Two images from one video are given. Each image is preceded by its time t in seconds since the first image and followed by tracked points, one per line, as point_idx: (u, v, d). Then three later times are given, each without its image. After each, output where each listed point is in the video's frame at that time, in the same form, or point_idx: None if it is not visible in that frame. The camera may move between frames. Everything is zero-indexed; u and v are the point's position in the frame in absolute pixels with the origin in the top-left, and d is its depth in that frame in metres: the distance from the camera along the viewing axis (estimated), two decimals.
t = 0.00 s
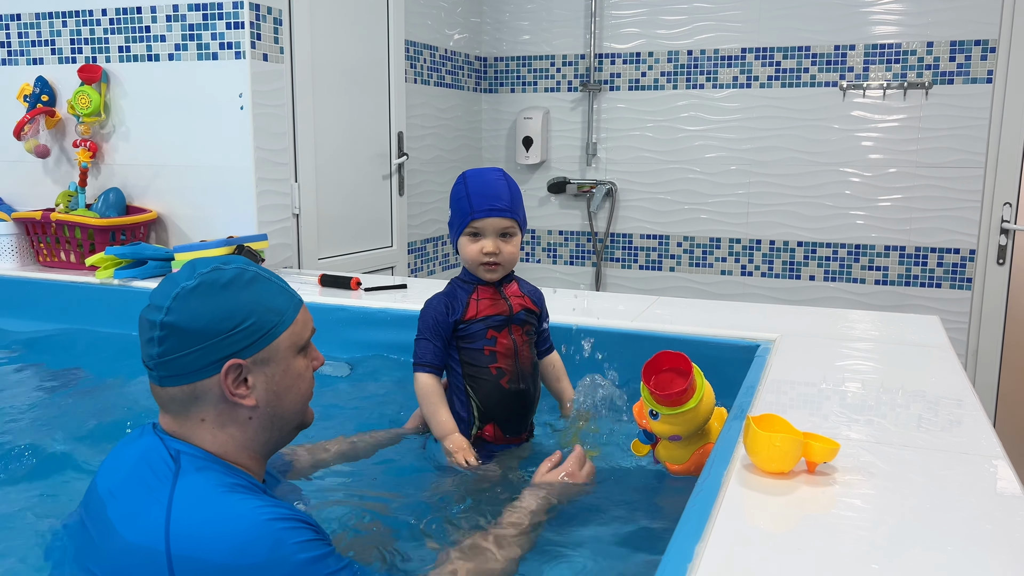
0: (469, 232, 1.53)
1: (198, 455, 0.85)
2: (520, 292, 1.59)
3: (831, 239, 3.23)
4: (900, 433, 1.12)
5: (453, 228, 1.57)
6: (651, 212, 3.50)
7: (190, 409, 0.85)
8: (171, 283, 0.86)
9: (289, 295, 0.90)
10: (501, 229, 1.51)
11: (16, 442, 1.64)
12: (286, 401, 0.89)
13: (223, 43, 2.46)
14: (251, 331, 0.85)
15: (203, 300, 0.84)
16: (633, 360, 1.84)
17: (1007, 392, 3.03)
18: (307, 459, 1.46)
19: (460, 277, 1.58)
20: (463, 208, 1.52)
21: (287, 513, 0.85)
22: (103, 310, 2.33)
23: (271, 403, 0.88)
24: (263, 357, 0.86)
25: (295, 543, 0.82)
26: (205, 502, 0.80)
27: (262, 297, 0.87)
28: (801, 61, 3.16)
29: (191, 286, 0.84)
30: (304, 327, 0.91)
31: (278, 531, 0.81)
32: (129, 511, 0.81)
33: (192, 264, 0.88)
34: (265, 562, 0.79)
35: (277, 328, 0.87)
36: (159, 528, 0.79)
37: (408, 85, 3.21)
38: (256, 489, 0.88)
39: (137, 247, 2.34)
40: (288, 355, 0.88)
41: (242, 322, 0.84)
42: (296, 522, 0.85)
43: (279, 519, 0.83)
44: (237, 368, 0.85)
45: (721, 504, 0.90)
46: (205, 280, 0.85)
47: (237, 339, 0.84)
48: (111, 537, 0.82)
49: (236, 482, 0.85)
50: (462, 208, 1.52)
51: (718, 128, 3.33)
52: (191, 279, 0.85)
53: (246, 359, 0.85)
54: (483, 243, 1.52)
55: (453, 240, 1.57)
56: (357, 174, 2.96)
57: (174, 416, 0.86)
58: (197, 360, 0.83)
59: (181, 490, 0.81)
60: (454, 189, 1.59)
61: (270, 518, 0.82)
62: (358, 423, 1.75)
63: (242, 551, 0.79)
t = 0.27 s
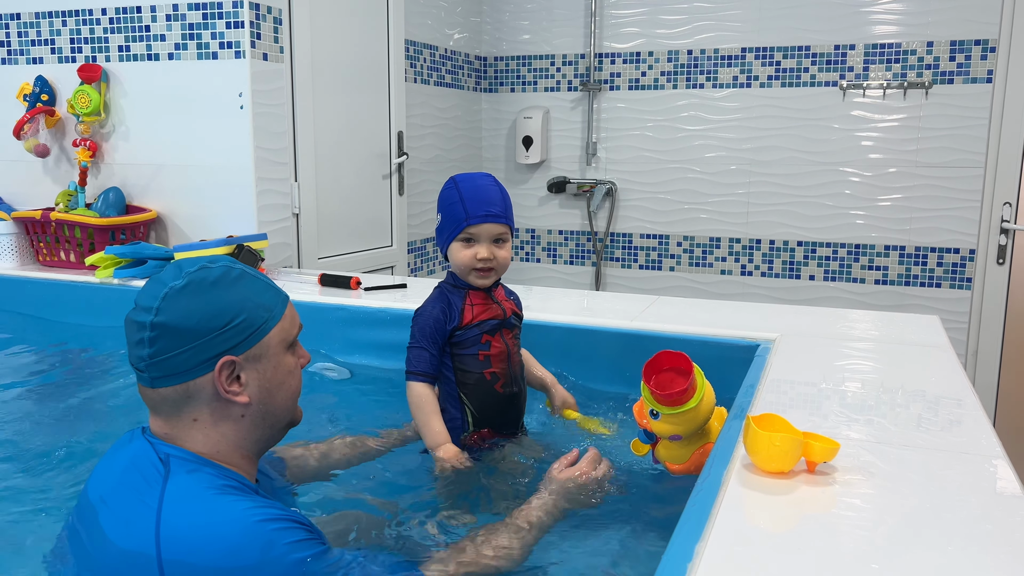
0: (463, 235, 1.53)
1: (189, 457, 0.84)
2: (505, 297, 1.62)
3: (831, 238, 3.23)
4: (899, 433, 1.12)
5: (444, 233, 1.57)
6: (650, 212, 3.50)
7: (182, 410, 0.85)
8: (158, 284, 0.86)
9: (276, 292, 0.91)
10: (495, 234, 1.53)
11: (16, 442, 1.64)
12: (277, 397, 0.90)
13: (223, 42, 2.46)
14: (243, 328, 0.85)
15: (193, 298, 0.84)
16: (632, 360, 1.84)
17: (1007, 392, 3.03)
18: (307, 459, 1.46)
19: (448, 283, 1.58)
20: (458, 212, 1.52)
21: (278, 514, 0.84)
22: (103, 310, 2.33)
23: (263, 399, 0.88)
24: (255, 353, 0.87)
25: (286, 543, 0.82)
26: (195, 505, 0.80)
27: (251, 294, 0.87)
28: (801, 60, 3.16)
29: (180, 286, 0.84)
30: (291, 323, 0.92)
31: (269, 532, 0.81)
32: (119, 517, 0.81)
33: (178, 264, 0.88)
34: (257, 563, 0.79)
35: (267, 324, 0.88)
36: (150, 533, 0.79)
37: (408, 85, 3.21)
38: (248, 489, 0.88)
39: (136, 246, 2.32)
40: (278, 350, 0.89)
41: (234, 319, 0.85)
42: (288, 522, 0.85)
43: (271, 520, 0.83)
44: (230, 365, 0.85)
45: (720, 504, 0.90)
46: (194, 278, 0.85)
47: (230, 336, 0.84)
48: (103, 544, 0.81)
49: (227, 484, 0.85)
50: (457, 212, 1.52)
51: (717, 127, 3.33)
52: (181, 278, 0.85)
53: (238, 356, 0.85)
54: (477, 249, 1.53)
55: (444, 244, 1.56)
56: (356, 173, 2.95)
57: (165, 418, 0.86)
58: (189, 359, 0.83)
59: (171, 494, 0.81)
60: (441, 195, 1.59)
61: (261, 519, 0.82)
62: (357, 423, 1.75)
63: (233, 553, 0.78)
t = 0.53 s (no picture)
0: (483, 238, 1.51)
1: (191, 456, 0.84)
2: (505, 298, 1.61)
3: (831, 238, 3.23)
4: (899, 432, 1.12)
5: (455, 233, 1.53)
6: (650, 212, 3.50)
7: (183, 409, 0.85)
8: (154, 284, 0.85)
9: (274, 289, 0.90)
10: (512, 238, 1.53)
11: (16, 441, 1.64)
12: (278, 395, 0.90)
13: (223, 42, 2.46)
14: (241, 327, 0.85)
15: (191, 298, 0.84)
16: (632, 360, 1.84)
17: (1007, 392, 3.03)
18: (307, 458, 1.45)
19: (446, 285, 1.57)
20: (482, 214, 1.50)
21: (280, 513, 0.84)
22: (103, 310, 2.33)
23: (263, 398, 0.88)
24: (254, 352, 0.87)
25: (287, 542, 0.81)
26: (196, 504, 0.80)
27: (248, 292, 0.87)
28: (801, 60, 3.16)
29: (177, 286, 0.84)
30: (290, 321, 0.92)
31: (270, 531, 0.80)
32: (122, 516, 0.81)
33: (174, 264, 0.87)
34: (257, 562, 0.78)
35: (266, 322, 0.87)
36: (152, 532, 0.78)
37: (408, 84, 3.21)
38: (249, 488, 0.87)
39: (137, 246, 2.32)
40: (278, 348, 0.89)
41: (232, 318, 0.84)
42: (290, 522, 0.84)
43: (272, 519, 0.82)
44: (230, 364, 0.85)
45: (720, 503, 0.90)
46: (190, 278, 0.85)
47: (228, 335, 0.84)
48: (106, 543, 0.81)
49: (229, 483, 0.84)
50: (480, 213, 1.50)
51: (717, 127, 3.33)
52: (177, 278, 0.85)
53: (237, 355, 0.85)
54: (496, 251, 1.52)
55: (459, 245, 1.53)
56: (356, 173, 2.95)
57: (166, 418, 0.86)
58: (189, 359, 0.83)
59: (172, 493, 0.81)
60: (453, 193, 1.55)
61: (262, 518, 0.81)
62: (357, 422, 1.75)
63: (234, 552, 0.78)
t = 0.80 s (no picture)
0: (511, 242, 1.49)
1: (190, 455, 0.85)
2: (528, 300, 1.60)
3: (830, 238, 3.23)
4: (898, 432, 1.12)
5: (483, 237, 1.52)
6: (650, 212, 3.50)
7: (178, 408, 0.85)
8: (157, 284, 0.86)
9: (275, 292, 0.89)
10: (540, 239, 1.52)
11: (16, 441, 1.64)
12: (273, 400, 0.88)
13: (223, 41, 2.46)
14: (235, 328, 0.84)
15: (186, 298, 0.84)
16: (632, 360, 1.83)
17: (1006, 391, 3.04)
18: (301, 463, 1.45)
19: (470, 284, 1.56)
20: (510, 218, 1.48)
21: (281, 519, 0.83)
22: (102, 309, 2.33)
23: (257, 401, 0.87)
24: (247, 355, 0.85)
25: (286, 547, 0.80)
26: (197, 505, 0.79)
27: (246, 293, 0.86)
28: (801, 60, 3.16)
29: (174, 286, 0.85)
30: (291, 325, 0.90)
31: (269, 535, 0.79)
32: (123, 516, 0.81)
33: (177, 264, 0.88)
34: (254, 567, 0.77)
35: (261, 326, 0.86)
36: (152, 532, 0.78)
37: (408, 84, 3.21)
38: (252, 489, 0.87)
39: (135, 246, 2.32)
40: (274, 353, 0.87)
41: (226, 319, 0.84)
42: (291, 528, 0.84)
43: (272, 524, 0.81)
44: (221, 365, 0.84)
45: (720, 503, 0.90)
46: (188, 278, 0.85)
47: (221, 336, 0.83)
48: (106, 542, 0.81)
49: (231, 485, 0.84)
50: (508, 216, 1.48)
51: (717, 127, 3.33)
52: (176, 278, 0.85)
53: (229, 357, 0.84)
54: (525, 253, 1.50)
55: (486, 248, 1.51)
56: (356, 172, 2.95)
57: (165, 417, 0.87)
58: (181, 359, 0.83)
59: (173, 494, 0.80)
60: (480, 197, 1.54)
61: (262, 522, 0.80)
62: (357, 422, 1.75)
63: (232, 554, 0.77)
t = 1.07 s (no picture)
0: (534, 240, 1.49)
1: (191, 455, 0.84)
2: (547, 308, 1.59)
3: (830, 238, 3.23)
4: (899, 432, 1.12)
5: (507, 236, 1.52)
6: (650, 211, 3.50)
7: (180, 407, 0.85)
8: (162, 283, 0.86)
9: (279, 294, 0.89)
10: (564, 239, 1.51)
11: (16, 440, 1.64)
12: (275, 401, 0.88)
13: (223, 41, 2.46)
14: (237, 328, 0.84)
15: (189, 297, 0.84)
16: (632, 359, 1.83)
17: (1006, 391, 3.04)
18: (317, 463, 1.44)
19: (492, 282, 1.55)
20: (533, 215, 1.48)
21: (276, 526, 0.82)
22: (102, 309, 2.33)
23: (259, 402, 0.87)
24: (249, 355, 0.85)
25: (280, 554, 0.80)
26: (195, 505, 0.79)
27: (249, 294, 0.86)
28: (801, 60, 3.16)
29: (178, 285, 0.85)
30: (295, 327, 0.89)
31: (264, 541, 0.79)
32: (120, 514, 0.81)
33: (183, 264, 0.88)
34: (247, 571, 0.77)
35: (264, 326, 0.86)
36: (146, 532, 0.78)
37: (408, 84, 3.21)
38: (251, 492, 0.87)
39: (136, 244, 2.33)
40: (277, 354, 0.87)
41: (228, 319, 0.83)
42: (287, 536, 0.83)
43: (268, 530, 0.81)
44: (223, 364, 0.84)
45: (720, 502, 0.90)
46: (192, 277, 0.85)
47: (222, 336, 0.83)
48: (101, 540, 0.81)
49: (229, 487, 0.84)
50: (531, 214, 1.49)
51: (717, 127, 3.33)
52: (181, 277, 0.85)
53: (231, 356, 0.84)
54: (549, 252, 1.49)
55: (509, 246, 1.51)
56: (356, 172, 2.95)
57: (167, 415, 0.87)
58: (183, 357, 0.83)
59: (169, 494, 0.80)
60: (503, 199, 1.55)
61: (258, 527, 0.80)
62: (357, 422, 1.75)
63: (227, 556, 0.77)
